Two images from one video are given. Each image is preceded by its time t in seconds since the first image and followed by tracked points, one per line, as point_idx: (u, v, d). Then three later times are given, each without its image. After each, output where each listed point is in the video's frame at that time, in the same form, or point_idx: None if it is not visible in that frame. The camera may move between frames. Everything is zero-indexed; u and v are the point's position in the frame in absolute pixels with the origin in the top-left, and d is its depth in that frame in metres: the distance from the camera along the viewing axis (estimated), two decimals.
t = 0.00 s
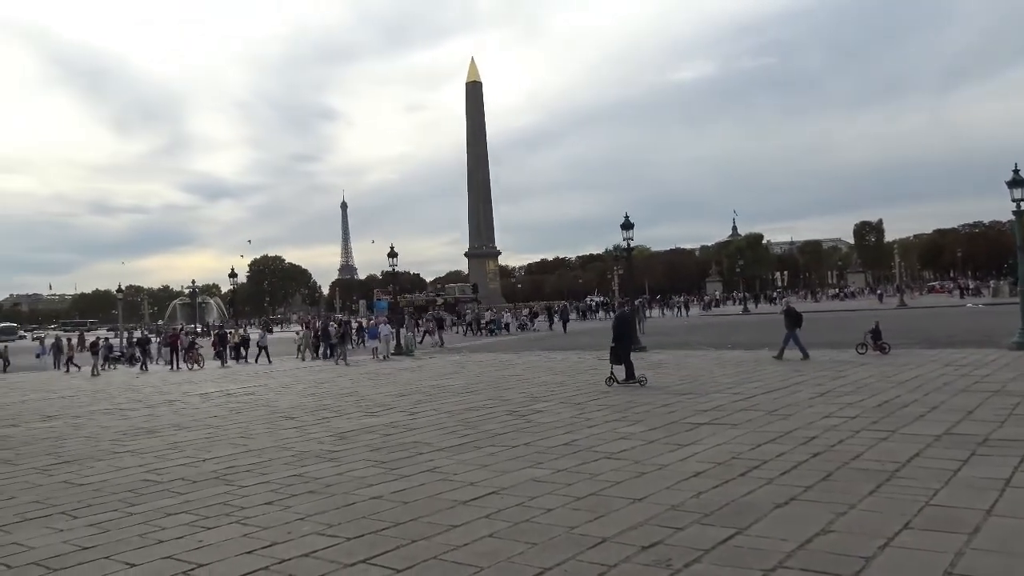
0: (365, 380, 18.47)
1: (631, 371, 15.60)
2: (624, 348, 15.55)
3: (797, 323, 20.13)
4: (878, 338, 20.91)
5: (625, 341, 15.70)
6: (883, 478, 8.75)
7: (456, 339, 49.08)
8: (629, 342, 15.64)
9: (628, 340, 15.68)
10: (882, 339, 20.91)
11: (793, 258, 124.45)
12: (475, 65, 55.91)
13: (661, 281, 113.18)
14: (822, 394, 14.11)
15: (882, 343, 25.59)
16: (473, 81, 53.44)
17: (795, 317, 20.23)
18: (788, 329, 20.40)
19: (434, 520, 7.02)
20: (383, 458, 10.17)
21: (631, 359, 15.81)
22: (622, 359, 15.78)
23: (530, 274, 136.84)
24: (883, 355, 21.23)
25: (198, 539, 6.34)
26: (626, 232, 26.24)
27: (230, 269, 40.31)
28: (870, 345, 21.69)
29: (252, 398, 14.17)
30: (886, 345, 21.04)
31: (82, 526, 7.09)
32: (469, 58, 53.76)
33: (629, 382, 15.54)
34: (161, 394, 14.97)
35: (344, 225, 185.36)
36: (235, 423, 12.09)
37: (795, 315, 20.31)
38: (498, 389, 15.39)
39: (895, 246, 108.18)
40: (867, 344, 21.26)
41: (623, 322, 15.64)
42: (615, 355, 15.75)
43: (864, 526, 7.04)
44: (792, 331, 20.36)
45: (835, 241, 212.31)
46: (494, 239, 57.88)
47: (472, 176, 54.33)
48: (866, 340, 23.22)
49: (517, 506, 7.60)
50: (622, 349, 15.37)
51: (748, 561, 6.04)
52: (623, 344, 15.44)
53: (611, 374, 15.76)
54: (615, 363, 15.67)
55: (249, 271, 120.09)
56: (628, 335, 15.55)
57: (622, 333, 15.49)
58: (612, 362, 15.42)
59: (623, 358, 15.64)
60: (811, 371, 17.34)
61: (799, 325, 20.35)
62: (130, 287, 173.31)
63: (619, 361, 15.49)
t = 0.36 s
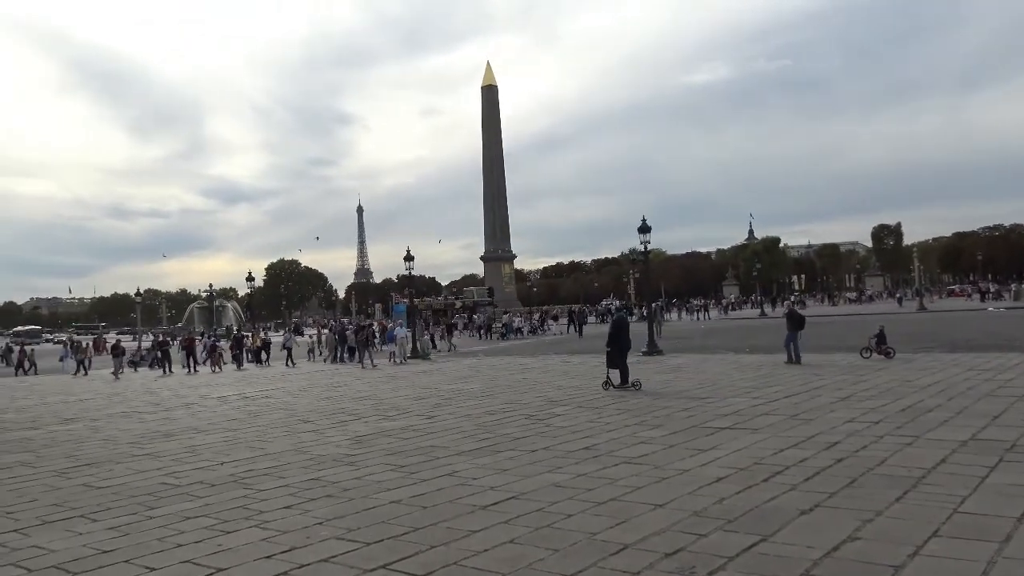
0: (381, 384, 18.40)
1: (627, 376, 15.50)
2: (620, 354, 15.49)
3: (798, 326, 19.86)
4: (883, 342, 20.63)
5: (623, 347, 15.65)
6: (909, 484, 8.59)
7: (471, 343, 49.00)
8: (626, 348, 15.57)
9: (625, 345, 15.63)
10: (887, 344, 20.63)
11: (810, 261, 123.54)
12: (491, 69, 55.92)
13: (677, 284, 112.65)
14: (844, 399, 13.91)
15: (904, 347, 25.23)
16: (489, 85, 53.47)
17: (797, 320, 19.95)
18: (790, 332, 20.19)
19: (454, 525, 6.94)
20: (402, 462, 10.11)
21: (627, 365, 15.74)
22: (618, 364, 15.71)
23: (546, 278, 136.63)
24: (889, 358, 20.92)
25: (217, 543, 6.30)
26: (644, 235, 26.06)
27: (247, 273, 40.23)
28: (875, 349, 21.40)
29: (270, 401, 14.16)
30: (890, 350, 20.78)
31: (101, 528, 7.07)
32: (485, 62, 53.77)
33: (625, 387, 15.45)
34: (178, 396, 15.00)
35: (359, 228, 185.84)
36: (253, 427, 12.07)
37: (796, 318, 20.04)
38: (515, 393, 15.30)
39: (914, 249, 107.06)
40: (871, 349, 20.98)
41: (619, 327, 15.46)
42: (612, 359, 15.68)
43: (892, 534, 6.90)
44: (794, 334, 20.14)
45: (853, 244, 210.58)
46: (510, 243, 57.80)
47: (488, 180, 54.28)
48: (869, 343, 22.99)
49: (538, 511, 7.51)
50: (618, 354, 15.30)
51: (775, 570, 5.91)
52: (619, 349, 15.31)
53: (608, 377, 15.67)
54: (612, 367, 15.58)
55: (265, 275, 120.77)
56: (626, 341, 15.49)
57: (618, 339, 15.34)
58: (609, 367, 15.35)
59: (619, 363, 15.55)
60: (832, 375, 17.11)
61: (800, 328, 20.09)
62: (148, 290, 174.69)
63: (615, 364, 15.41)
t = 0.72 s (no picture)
0: (405, 386, 18.39)
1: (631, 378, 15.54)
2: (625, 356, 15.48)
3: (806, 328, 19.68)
4: (893, 347, 20.34)
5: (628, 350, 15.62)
6: (943, 491, 8.41)
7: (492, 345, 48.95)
8: (631, 350, 15.55)
9: (631, 347, 15.59)
10: (898, 348, 20.34)
11: (835, 264, 122.44)
12: (513, 71, 55.96)
13: (700, 287, 111.93)
14: (873, 403, 13.67)
15: (932, 351, 24.80)
16: (511, 87, 53.51)
17: (805, 324, 19.77)
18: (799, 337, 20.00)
19: (479, 530, 6.88)
20: (425, 465, 10.07)
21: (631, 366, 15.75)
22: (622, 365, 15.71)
23: (567, 280, 136.36)
24: (901, 363, 20.60)
25: (242, 546, 6.29)
26: (667, 237, 25.86)
27: (271, 275, 40.49)
28: (887, 353, 21.09)
29: (294, 403, 14.20)
30: (901, 354, 20.45)
31: (127, 529, 7.09)
32: (507, 64, 53.80)
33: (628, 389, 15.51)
34: (204, 398, 15.08)
35: (381, 230, 186.36)
36: (277, 428, 12.10)
37: (805, 321, 19.88)
38: (538, 396, 15.22)
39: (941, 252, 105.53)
40: (882, 353, 20.70)
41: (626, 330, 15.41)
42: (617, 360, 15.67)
43: (925, 542, 6.74)
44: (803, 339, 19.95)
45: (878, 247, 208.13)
46: (532, 245, 57.73)
47: (510, 182, 54.28)
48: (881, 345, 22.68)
49: (563, 515, 7.43)
50: (623, 357, 15.27)
51: None
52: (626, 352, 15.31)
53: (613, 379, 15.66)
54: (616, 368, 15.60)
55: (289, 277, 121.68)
56: (632, 343, 15.45)
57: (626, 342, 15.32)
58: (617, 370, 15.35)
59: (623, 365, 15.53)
60: (860, 380, 16.84)
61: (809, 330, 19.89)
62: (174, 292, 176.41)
63: (619, 367, 15.39)
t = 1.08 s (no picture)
0: (430, 385, 18.42)
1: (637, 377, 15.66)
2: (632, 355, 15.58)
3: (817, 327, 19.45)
4: (909, 345, 19.96)
5: (636, 349, 15.73)
6: (977, 492, 8.24)
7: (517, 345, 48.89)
8: (638, 349, 15.65)
9: (638, 347, 15.69)
10: (914, 346, 19.95)
11: (863, 261, 120.98)
12: (537, 70, 55.89)
13: (727, 285, 110.98)
14: (904, 402, 13.42)
15: (964, 349, 24.34)
16: (535, 86, 53.45)
17: (815, 324, 19.63)
18: (810, 338, 19.80)
19: (504, 530, 6.85)
20: (450, 464, 10.09)
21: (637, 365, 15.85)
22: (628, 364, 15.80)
23: (593, 279, 136.03)
24: (916, 361, 20.23)
25: (268, 545, 6.31)
26: (693, 236, 25.62)
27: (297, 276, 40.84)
28: (903, 352, 20.70)
29: (320, 402, 14.26)
30: (917, 353, 20.04)
31: (157, 528, 7.15)
32: (531, 63, 53.71)
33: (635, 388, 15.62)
34: (231, 397, 15.20)
35: (406, 230, 187.12)
36: (303, 427, 12.17)
37: (815, 321, 19.75)
38: (563, 395, 15.16)
39: (972, 249, 103.66)
40: (898, 351, 20.31)
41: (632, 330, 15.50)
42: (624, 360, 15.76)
43: (961, 544, 6.60)
44: (815, 339, 19.75)
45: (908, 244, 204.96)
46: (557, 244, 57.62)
47: (535, 181, 54.19)
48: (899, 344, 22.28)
49: (590, 516, 7.38)
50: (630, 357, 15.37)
51: None
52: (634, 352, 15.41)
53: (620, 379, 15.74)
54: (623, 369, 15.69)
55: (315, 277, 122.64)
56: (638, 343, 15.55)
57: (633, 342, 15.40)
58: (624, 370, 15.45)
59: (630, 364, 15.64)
60: (890, 378, 16.54)
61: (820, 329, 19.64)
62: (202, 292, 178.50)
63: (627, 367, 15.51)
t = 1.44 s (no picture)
0: (464, 389, 18.43)
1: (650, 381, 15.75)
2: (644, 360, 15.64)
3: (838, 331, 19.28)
4: (934, 348, 19.53)
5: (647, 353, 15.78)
6: None
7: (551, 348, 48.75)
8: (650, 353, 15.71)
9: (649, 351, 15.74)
10: (940, 349, 19.51)
11: (904, 262, 118.76)
12: (570, 73, 55.83)
13: (763, 288, 109.57)
14: (947, 407, 13.08)
15: (1009, 352, 23.68)
16: (567, 89, 53.39)
17: (834, 328, 19.34)
18: (829, 342, 19.47)
19: (537, 536, 6.80)
20: (483, 469, 10.08)
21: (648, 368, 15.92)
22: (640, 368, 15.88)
23: (627, 282, 135.29)
24: (943, 365, 19.73)
25: (301, 550, 6.34)
26: (728, 238, 25.32)
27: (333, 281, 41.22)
28: (929, 356, 20.23)
29: (355, 407, 14.34)
30: (944, 356, 19.57)
31: (191, 532, 7.25)
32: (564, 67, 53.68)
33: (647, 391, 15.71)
34: (268, 402, 15.38)
35: (440, 234, 187.94)
36: (337, 431, 12.25)
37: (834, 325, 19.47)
38: (597, 399, 15.06)
39: (1018, 249, 101.00)
40: (924, 355, 19.86)
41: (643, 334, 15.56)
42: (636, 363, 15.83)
43: (1008, 553, 6.39)
44: (833, 343, 19.41)
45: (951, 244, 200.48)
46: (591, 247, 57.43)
47: (568, 184, 54.09)
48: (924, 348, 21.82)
49: (622, 522, 7.30)
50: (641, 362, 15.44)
51: None
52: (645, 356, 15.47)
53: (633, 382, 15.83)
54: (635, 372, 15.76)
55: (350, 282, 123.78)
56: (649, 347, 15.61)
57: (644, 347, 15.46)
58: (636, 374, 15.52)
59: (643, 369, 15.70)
60: (933, 382, 16.13)
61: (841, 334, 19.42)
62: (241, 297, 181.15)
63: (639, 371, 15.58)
